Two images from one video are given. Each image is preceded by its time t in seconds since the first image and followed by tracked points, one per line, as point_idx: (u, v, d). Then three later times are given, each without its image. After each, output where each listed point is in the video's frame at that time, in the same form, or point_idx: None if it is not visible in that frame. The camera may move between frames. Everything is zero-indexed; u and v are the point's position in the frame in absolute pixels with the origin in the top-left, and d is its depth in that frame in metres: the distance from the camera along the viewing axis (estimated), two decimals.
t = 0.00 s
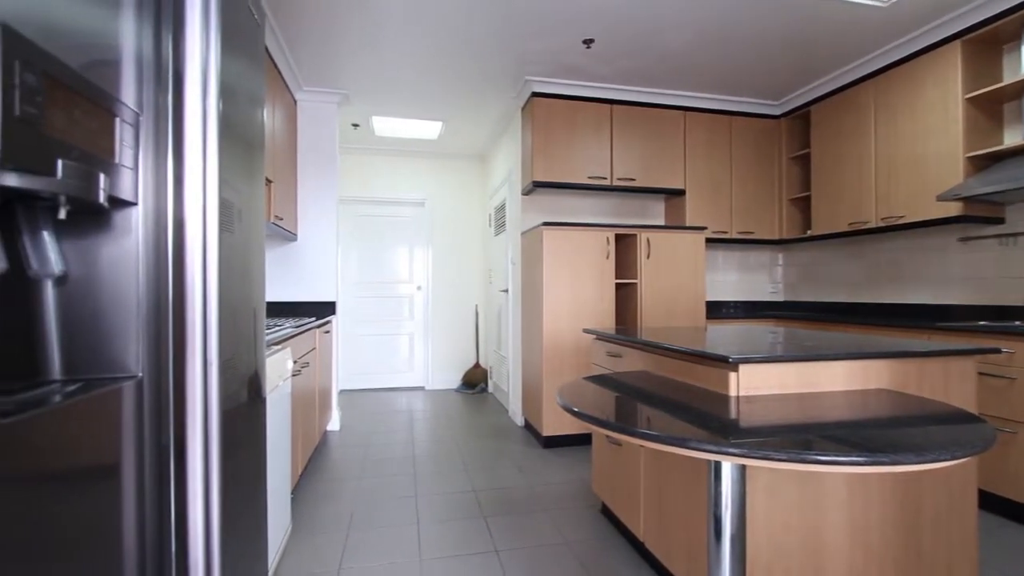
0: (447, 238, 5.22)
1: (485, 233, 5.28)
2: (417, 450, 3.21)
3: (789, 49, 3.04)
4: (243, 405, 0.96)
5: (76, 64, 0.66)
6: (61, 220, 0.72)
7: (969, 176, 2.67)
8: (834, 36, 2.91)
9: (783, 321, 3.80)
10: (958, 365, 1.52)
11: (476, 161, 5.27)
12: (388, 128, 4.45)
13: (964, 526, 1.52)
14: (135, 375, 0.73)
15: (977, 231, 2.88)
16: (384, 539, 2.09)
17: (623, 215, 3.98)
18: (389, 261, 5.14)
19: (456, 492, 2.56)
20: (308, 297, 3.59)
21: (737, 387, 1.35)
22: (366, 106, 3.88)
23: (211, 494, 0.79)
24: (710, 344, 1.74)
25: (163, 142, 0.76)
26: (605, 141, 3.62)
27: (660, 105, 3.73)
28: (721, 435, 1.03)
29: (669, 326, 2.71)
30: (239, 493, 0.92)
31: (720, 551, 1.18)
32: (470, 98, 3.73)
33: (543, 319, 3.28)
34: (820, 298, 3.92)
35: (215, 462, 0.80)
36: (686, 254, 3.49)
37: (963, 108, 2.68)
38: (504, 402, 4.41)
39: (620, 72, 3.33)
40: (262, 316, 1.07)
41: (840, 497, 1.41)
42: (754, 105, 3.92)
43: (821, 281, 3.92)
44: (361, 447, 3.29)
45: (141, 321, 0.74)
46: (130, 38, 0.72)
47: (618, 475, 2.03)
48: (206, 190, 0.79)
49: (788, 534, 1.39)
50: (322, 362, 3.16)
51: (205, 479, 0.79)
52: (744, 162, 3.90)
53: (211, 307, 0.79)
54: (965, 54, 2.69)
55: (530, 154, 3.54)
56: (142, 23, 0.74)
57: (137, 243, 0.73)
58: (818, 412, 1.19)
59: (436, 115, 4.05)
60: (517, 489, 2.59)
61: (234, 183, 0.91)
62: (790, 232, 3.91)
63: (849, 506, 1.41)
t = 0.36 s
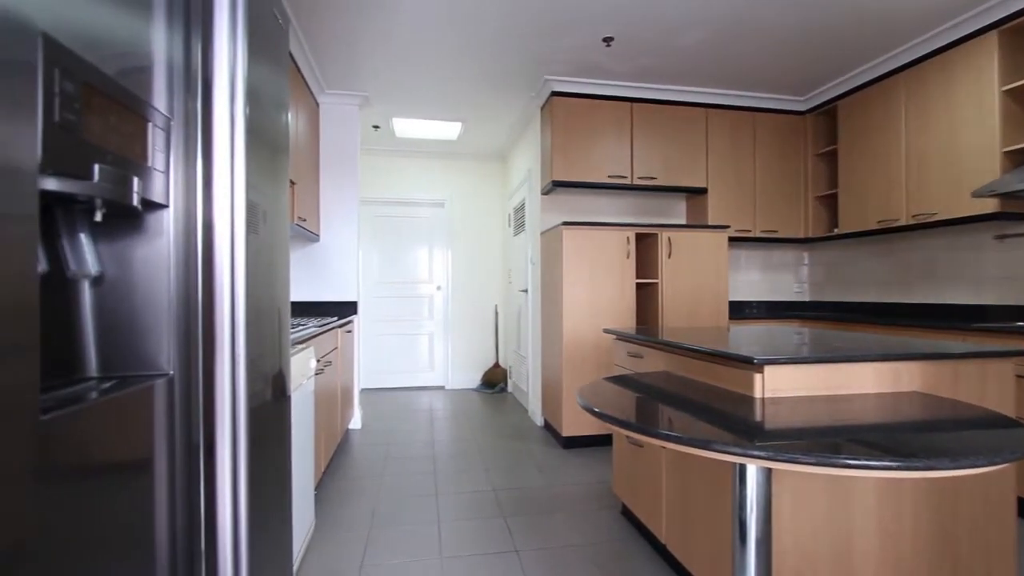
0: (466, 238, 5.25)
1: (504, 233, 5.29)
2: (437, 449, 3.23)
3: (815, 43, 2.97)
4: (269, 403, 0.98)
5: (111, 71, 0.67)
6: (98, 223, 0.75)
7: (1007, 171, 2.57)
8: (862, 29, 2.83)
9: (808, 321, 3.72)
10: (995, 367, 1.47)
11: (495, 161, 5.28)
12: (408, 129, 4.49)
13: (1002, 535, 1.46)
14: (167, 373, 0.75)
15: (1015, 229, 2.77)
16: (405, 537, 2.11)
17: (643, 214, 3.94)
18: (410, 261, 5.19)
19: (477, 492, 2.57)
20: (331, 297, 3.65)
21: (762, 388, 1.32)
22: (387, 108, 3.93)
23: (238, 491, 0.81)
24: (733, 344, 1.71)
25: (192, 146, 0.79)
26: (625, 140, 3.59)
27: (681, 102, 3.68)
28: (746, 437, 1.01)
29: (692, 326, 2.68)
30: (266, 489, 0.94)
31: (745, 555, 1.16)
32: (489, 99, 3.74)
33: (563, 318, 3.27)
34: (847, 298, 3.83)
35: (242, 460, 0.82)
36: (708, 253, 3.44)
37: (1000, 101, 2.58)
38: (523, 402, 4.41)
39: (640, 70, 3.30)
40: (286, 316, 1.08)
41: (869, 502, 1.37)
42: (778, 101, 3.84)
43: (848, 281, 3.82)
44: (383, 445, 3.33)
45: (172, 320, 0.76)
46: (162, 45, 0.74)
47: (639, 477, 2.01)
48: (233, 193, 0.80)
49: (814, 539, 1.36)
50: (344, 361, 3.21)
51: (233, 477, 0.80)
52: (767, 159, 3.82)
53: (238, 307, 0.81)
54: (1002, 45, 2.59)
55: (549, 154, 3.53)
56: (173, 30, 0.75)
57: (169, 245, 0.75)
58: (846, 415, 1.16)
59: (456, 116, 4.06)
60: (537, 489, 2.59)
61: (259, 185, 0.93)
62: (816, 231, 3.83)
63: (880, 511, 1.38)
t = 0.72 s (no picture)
0: (487, 238, 5.26)
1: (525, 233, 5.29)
2: (458, 448, 3.25)
3: (844, 36, 2.89)
4: (294, 401, 1.00)
5: (147, 78, 0.69)
6: (134, 224, 0.77)
7: None
8: (894, 21, 2.75)
9: (837, 321, 3.63)
10: None
11: (516, 161, 5.28)
12: (430, 130, 4.53)
13: None
14: (199, 371, 0.78)
15: None
16: (426, 535, 2.13)
17: (666, 213, 3.90)
18: (431, 262, 5.23)
19: (498, 491, 2.57)
20: (355, 296, 3.70)
21: (790, 390, 1.29)
22: (409, 110, 3.96)
23: (267, 486, 0.83)
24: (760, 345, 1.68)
25: (223, 150, 0.81)
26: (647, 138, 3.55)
27: (705, 99, 3.63)
28: (774, 440, 0.99)
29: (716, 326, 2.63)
30: (292, 485, 0.96)
31: (773, 560, 1.13)
32: (510, 99, 3.74)
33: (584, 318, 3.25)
34: (878, 298, 3.72)
35: (270, 456, 0.83)
36: (732, 252, 3.38)
37: None
38: (544, 402, 4.40)
39: (663, 67, 3.26)
40: (311, 316, 1.10)
41: (902, 508, 1.33)
42: (806, 96, 3.75)
43: (879, 280, 3.71)
44: (405, 444, 3.36)
45: (204, 320, 0.78)
46: (193, 52, 0.76)
47: (662, 478, 1.98)
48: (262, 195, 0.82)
49: (844, 545, 1.33)
50: (367, 360, 3.26)
51: (262, 472, 0.82)
52: (794, 156, 3.74)
53: (266, 307, 0.83)
54: None
55: (570, 153, 3.52)
56: (204, 37, 0.77)
57: (201, 246, 0.78)
58: (879, 418, 1.13)
59: (477, 116, 4.08)
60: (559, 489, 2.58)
61: (286, 188, 0.95)
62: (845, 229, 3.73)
63: (913, 518, 1.33)
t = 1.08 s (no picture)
0: (511, 238, 5.27)
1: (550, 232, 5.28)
2: (483, 448, 3.26)
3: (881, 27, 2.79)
4: (323, 399, 1.02)
5: (185, 84, 0.72)
6: (173, 227, 0.79)
7: None
8: (934, 9, 2.64)
9: (872, 322, 3.51)
10: None
11: (540, 160, 5.27)
12: (455, 131, 4.56)
13: None
14: (234, 369, 0.80)
15: None
16: (453, 533, 2.15)
17: (693, 211, 3.83)
18: (456, 262, 5.27)
19: (523, 491, 2.57)
20: (381, 296, 3.76)
21: (825, 393, 1.26)
22: (434, 111, 4.00)
23: (298, 482, 0.85)
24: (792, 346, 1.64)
25: (256, 154, 0.83)
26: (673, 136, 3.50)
27: (733, 95, 3.55)
28: (808, 443, 0.96)
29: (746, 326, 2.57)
30: (321, 481, 0.98)
31: (807, 567, 1.10)
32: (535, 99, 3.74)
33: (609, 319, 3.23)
34: (916, 298, 3.58)
35: (301, 453, 0.85)
36: (762, 251, 3.31)
37: None
38: (568, 403, 4.39)
39: (690, 63, 3.21)
40: (339, 315, 1.12)
41: (944, 518, 1.28)
42: (839, 90, 3.64)
43: (918, 279, 3.58)
44: (431, 442, 3.39)
45: (239, 319, 0.80)
46: (228, 59, 0.79)
47: (690, 481, 1.95)
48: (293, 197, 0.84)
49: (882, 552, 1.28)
50: (394, 359, 3.30)
51: (293, 468, 0.84)
52: (827, 152, 3.63)
53: (298, 307, 0.85)
54: None
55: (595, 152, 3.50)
56: (238, 44, 0.80)
57: (236, 247, 0.80)
58: (920, 423, 1.09)
59: (501, 117, 4.09)
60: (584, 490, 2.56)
61: (315, 190, 0.97)
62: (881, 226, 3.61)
63: (957, 528, 1.28)
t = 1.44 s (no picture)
0: (534, 238, 5.26)
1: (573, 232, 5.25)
2: (507, 448, 3.27)
3: (918, 17, 2.69)
4: (350, 397, 1.03)
5: (220, 90, 0.73)
6: (209, 228, 0.82)
7: None
8: None
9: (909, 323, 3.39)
10: None
11: (563, 160, 5.24)
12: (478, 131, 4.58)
13: None
14: (266, 367, 0.82)
15: None
16: (477, 532, 2.16)
17: (720, 210, 3.76)
18: (479, 262, 5.29)
19: (547, 491, 2.57)
20: (406, 296, 3.80)
21: (860, 396, 1.22)
22: (458, 113, 4.02)
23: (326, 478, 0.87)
24: (824, 347, 1.59)
25: (287, 157, 0.85)
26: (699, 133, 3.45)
27: (762, 90, 3.47)
28: (842, 448, 0.93)
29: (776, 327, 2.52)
30: (349, 478, 0.99)
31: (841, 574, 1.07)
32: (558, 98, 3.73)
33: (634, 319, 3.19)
34: (956, 297, 3.45)
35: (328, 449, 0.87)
36: (792, 249, 3.23)
37: None
38: (592, 403, 4.36)
39: (717, 59, 3.15)
40: (366, 314, 1.14)
41: (988, 528, 1.22)
42: (874, 83, 3.52)
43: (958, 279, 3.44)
44: (455, 441, 3.42)
45: (271, 318, 0.82)
46: (260, 65, 0.81)
47: (718, 484, 1.92)
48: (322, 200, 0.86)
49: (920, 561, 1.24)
50: (418, 358, 3.33)
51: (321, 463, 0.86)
52: (860, 147, 3.52)
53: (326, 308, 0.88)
54: None
55: (619, 150, 3.47)
56: (270, 50, 0.82)
57: (268, 248, 0.82)
58: (963, 429, 1.04)
59: (524, 117, 4.09)
60: (609, 492, 2.55)
61: (343, 192, 0.98)
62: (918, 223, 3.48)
63: (1002, 539, 1.22)
